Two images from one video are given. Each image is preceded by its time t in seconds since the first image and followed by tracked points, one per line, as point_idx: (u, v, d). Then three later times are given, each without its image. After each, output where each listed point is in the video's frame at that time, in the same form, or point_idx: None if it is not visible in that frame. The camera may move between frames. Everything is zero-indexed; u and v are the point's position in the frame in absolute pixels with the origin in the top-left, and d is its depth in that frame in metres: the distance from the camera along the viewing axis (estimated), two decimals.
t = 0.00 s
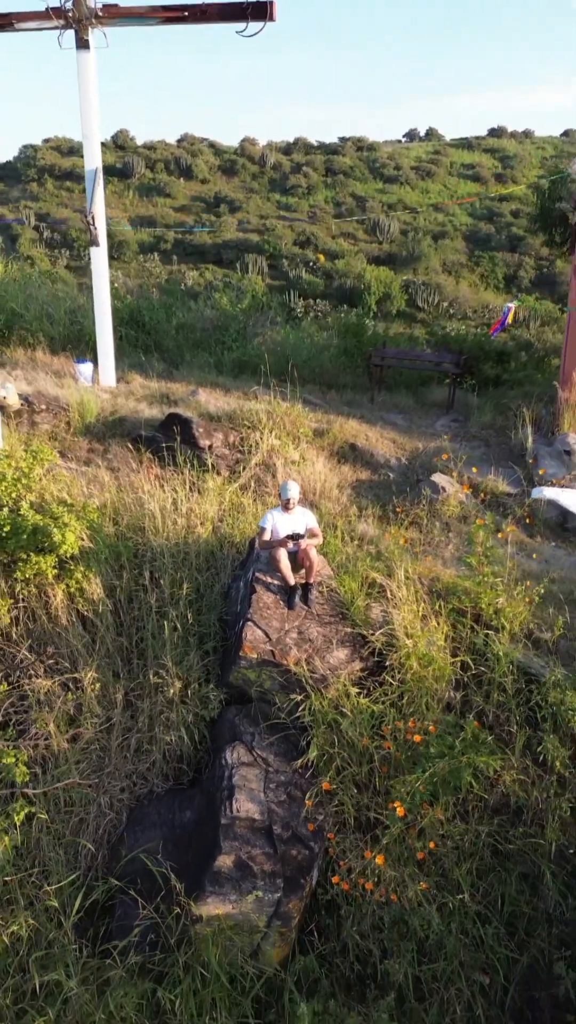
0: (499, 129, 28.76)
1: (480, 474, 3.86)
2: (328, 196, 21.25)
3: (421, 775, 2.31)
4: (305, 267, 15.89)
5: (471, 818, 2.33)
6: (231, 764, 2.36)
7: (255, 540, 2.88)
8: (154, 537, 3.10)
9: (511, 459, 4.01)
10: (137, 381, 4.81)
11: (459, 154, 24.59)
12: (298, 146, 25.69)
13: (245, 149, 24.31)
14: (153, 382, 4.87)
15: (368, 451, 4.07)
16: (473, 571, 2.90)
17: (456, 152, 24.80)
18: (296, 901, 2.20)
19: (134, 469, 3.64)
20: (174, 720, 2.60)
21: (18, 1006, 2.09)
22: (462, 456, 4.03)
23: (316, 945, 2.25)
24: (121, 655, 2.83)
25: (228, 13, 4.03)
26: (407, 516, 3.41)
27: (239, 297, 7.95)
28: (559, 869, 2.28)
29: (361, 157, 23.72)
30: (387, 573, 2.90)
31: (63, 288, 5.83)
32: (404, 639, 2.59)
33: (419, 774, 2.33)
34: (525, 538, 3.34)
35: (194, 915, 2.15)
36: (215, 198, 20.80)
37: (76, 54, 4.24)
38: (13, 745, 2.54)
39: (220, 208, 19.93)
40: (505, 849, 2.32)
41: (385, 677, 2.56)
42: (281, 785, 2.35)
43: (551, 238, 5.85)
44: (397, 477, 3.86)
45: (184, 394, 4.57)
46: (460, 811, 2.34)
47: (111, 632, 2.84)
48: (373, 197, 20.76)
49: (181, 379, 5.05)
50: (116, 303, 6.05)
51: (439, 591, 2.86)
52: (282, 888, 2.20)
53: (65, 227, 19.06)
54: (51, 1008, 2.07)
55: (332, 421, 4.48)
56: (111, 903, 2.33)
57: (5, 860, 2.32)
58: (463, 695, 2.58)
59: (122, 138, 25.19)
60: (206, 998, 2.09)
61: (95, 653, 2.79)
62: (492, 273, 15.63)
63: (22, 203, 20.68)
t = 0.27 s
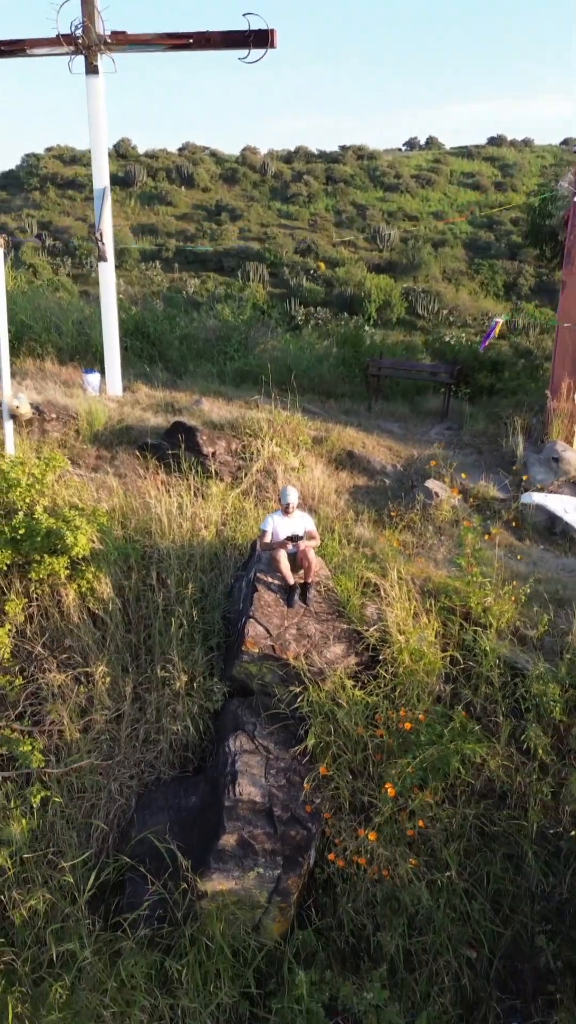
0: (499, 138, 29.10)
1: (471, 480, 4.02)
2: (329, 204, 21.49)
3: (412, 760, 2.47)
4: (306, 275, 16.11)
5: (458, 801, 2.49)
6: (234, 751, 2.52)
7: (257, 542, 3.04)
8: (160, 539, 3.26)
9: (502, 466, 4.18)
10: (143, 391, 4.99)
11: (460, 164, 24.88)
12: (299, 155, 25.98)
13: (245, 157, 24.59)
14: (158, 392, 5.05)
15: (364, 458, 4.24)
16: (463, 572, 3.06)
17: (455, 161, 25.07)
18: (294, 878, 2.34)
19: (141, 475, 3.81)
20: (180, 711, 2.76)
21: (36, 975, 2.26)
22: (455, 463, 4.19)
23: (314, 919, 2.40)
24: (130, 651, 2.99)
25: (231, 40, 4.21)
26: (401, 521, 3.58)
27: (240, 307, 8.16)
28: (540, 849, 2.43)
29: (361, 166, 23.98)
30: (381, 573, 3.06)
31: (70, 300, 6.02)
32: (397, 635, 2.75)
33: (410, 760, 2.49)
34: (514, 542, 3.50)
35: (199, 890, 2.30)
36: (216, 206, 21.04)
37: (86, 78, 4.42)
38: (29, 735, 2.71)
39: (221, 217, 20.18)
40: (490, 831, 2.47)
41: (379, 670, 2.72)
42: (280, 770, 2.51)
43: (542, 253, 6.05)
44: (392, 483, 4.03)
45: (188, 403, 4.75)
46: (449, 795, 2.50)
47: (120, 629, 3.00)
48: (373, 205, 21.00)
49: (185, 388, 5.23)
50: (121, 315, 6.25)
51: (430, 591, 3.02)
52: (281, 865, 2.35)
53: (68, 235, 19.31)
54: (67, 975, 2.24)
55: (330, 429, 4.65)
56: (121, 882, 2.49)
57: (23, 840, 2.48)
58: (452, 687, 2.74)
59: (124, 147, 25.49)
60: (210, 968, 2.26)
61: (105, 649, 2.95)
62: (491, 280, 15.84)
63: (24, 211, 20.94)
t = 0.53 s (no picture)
0: (499, 148, 29.43)
1: (463, 486, 4.20)
2: (329, 212, 21.74)
3: (404, 748, 2.64)
4: (307, 283, 16.33)
5: (447, 786, 2.65)
6: (237, 739, 2.69)
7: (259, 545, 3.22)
8: (167, 541, 3.44)
9: (493, 473, 4.36)
10: (148, 400, 5.18)
11: (460, 173, 25.16)
12: (299, 164, 26.27)
13: (247, 166, 24.88)
14: (163, 401, 5.23)
15: (361, 465, 4.42)
16: (453, 573, 3.23)
17: (455, 170, 25.38)
18: (294, 857, 2.51)
19: (147, 482, 3.99)
20: (186, 703, 2.93)
21: (53, 946, 2.42)
22: (448, 470, 4.37)
23: (312, 896, 2.57)
24: (139, 647, 3.16)
25: (234, 66, 4.40)
26: (396, 525, 3.76)
27: (241, 318, 8.36)
28: (524, 831, 2.60)
29: (361, 176, 24.25)
30: (376, 574, 3.23)
31: (77, 312, 6.21)
32: (390, 632, 2.92)
33: (401, 748, 2.66)
34: (503, 545, 3.68)
35: (205, 868, 2.47)
36: (218, 215, 21.30)
37: (96, 102, 4.61)
38: (44, 725, 2.89)
39: (222, 225, 20.43)
40: (478, 814, 2.64)
41: (373, 664, 2.89)
42: (281, 757, 2.68)
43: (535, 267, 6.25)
44: (388, 489, 4.21)
45: (192, 412, 4.93)
46: (439, 781, 2.66)
47: (129, 627, 3.18)
48: (373, 214, 21.26)
49: (189, 398, 5.42)
50: (127, 326, 6.45)
51: (423, 591, 3.19)
52: (282, 845, 2.52)
53: (71, 244, 19.57)
54: (82, 946, 2.40)
55: (329, 437, 4.83)
56: (131, 862, 2.65)
57: (39, 823, 2.65)
58: (443, 680, 2.91)
59: (126, 156, 25.79)
60: (215, 941, 2.42)
61: (115, 645, 3.12)
62: (491, 288, 16.05)
63: (27, 220, 21.22)
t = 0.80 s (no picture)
0: (499, 157, 29.76)
1: (456, 493, 4.39)
2: (329, 221, 22.01)
3: (396, 737, 2.82)
4: (307, 291, 16.57)
5: (437, 774, 2.83)
6: (240, 729, 2.87)
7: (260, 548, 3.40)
8: (173, 545, 3.62)
9: (485, 480, 4.55)
10: (154, 410, 5.37)
11: (459, 183, 25.47)
12: (300, 174, 26.58)
13: (248, 176, 25.18)
14: (168, 411, 5.43)
15: (359, 472, 4.61)
16: (444, 575, 3.41)
17: (455, 179, 25.69)
18: (293, 839, 2.69)
19: (154, 488, 4.18)
20: (192, 697, 3.11)
21: (69, 920, 2.60)
22: (441, 477, 4.56)
23: (310, 876, 2.74)
24: (147, 644, 3.34)
25: (237, 91, 4.61)
26: (391, 529, 3.94)
27: (243, 328, 8.57)
28: (509, 816, 2.77)
29: (362, 185, 24.55)
30: (371, 576, 3.41)
31: (84, 324, 6.41)
32: (385, 630, 3.10)
33: (394, 738, 2.84)
34: (493, 549, 3.86)
35: (210, 849, 2.64)
36: (218, 223, 21.56)
37: (105, 126, 4.82)
38: (58, 716, 3.07)
39: (223, 234, 20.70)
40: (466, 799, 2.81)
41: (368, 660, 3.07)
42: (281, 747, 2.86)
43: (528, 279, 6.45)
44: (384, 495, 4.39)
45: (196, 421, 5.13)
46: (430, 769, 2.83)
47: (138, 625, 3.36)
48: (373, 223, 21.53)
49: (193, 408, 5.61)
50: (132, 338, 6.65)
51: (415, 591, 3.37)
52: (282, 827, 2.70)
53: (73, 253, 19.84)
54: (96, 920, 2.58)
55: (328, 446, 5.02)
56: (141, 845, 2.83)
57: (53, 808, 2.83)
58: (434, 675, 3.09)
59: (128, 165, 26.10)
60: (219, 917, 2.60)
61: (124, 643, 3.30)
62: (491, 296, 16.28)
63: (29, 228, 21.50)
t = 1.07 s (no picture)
0: (499, 168, 30.17)
1: (449, 500, 4.58)
2: (330, 231, 22.30)
3: (389, 728, 3.01)
4: (308, 300, 16.81)
5: (429, 763, 3.01)
6: (243, 721, 3.05)
7: (262, 551, 3.59)
8: (179, 549, 3.81)
9: (477, 487, 4.74)
10: (159, 420, 5.57)
11: (459, 192, 25.80)
12: (300, 184, 26.91)
13: (249, 186, 25.50)
14: (173, 421, 5.63)
15: (356, 480, 4.80)
16: (436, 578, 3.60)
17: (455, 189, 26.01)
18: (293, 824, 2.87)
19: (160, 496, 4.37)
20: (198, 692, 3.29)
21: (83, 898, 2.78)
22: (436, 485, 4.75)
23: (309, 859, 2.92)
24: (154, 643, 3.53)
25: (240, 116, 4.83)
26: (387, 535, 4.13)
27: (245, 339, 8.78)
28: (496, 803, 2.94)
29: (362, 194, 24.83)
30: (367, 578, 3.60)
31: (91, 337, 6.62)
32: (379, 628, 3.28)
33: (387, 729, 3.02)
34: (484, 553, 4.05)
35: (215, 832, 2.82)
36: (219, 233, 21.84)
37: (113, 149, 5.03)
38: (72, 709, 3.26)
39: (225, 243, 20.97)
40: (456, 787, 2.99)
41: (364, 657, 3.26)
42: (282, 737, 3.04)
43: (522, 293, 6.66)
44: (381, 502, 4.59)
45: (200, 431, 5.33)
46: (422, 758, 3.01)
47: (146, 625, 3.55)
48: (373, 233, 21.80)
49: (197, 418, 5.82)
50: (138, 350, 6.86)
51: (409, 592, 3.56)
52: (282, 812, 2.88)
53: (75, 262, 20.12)
54: (109, 898, 2.76)
55: (327, 455, 5.22)
56: (150, 829, 3.01)
57: (67, 794, 3.02)
58: (426, 671, 3.27)
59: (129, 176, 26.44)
60: (224, 896, 2.77)
61: (133, 641, 3.49)
62: (490, 304, 16.51)
63: (32, 238, 21.80)
